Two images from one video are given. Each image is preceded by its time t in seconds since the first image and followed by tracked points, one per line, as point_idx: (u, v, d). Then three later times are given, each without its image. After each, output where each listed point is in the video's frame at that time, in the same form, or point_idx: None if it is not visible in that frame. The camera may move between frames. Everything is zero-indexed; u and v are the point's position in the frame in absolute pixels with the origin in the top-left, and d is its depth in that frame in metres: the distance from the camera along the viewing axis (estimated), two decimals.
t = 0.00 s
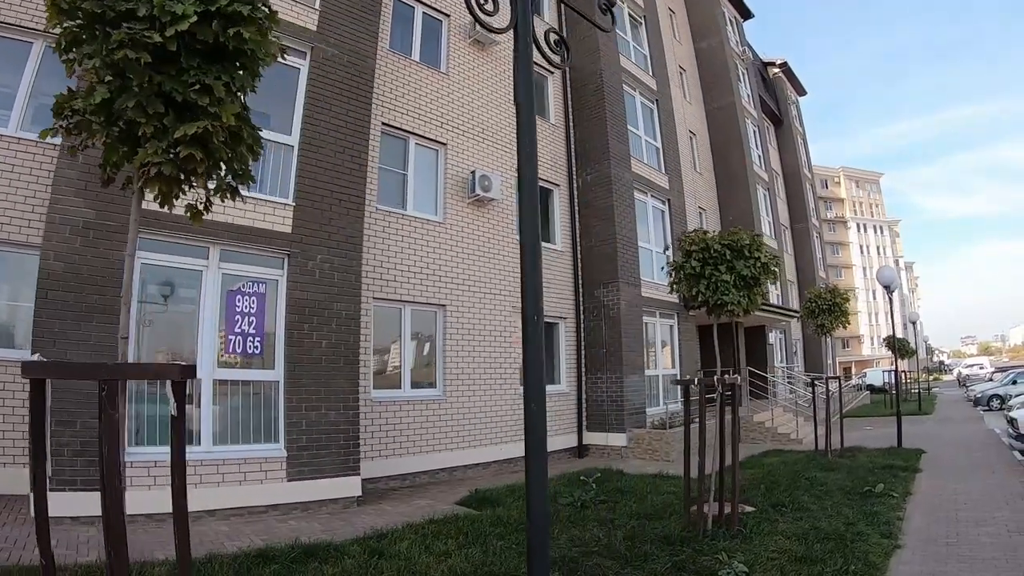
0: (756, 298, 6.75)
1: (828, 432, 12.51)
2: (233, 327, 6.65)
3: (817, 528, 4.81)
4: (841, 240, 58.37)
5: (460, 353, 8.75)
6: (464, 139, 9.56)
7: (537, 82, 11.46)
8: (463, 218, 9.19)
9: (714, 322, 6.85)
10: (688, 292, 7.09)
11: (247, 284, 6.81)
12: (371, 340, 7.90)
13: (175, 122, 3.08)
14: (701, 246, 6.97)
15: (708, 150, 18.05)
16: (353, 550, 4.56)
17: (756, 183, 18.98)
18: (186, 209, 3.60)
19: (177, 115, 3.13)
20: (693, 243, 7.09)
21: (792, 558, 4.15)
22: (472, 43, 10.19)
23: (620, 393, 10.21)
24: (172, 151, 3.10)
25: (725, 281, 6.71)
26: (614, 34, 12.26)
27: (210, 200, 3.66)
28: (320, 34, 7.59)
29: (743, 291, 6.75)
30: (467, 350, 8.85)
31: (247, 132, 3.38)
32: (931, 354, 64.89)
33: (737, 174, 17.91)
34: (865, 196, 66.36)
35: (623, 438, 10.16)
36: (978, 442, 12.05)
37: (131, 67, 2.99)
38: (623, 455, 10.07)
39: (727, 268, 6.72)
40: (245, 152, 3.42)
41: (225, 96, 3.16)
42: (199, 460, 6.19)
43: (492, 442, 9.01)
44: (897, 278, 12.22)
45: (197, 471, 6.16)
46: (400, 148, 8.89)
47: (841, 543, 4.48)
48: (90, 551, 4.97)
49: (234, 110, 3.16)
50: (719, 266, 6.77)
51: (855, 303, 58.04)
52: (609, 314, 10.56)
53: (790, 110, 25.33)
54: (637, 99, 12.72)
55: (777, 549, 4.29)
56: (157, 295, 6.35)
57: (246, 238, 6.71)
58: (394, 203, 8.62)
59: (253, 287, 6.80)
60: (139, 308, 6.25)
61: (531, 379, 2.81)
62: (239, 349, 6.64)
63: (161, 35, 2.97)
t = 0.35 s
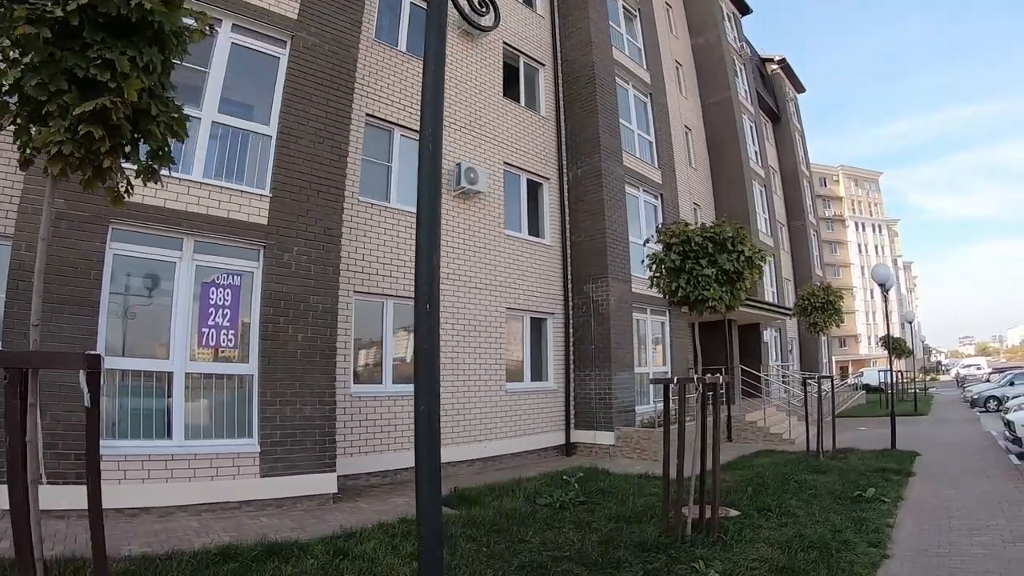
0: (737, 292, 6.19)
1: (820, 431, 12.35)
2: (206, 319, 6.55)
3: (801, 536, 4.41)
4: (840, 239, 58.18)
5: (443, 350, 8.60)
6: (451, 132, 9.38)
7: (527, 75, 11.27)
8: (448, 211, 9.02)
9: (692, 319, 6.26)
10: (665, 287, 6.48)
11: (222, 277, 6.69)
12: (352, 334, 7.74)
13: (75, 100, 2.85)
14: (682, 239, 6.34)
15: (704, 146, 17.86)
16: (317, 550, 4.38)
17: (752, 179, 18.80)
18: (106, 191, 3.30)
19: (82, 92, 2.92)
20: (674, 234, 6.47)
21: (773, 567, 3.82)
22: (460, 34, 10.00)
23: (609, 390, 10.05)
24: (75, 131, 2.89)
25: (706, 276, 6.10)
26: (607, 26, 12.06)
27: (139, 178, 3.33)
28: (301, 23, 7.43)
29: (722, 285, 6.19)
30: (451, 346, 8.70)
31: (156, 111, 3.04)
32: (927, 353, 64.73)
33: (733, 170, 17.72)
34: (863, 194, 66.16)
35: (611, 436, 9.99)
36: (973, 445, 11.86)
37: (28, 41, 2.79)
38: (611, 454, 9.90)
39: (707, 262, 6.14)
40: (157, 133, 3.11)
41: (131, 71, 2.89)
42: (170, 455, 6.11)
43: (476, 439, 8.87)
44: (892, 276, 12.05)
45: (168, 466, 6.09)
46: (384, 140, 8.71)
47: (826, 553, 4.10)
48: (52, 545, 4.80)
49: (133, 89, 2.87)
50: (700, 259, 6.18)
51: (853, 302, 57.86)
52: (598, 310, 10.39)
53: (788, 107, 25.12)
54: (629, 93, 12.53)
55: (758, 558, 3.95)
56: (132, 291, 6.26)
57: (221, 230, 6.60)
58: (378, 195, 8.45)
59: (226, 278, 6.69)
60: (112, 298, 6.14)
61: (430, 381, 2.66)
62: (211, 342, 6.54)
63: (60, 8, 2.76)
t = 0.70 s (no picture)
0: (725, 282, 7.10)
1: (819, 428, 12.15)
2: (187, 313, 6.43)
3: (791, 538, 4.25)
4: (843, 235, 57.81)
5: (433, 345, 8.46)
6: (440, 124, 9.20)
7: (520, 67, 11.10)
8: (438, 204, 8.87)
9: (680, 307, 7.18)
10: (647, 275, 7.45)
11: (203, 271, 6.56)
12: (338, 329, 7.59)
13: None
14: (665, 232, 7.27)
15: (703, 139, 17.64)
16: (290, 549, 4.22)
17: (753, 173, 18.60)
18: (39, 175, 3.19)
19: None
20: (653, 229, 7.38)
21: (759, 572, 3.64)
22: (450, 24, 9.82)
23: (602, 386, 9.88)
24: None
25: (691, 266, 7.03)
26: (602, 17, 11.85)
27: (70, 164, 3.17)
28: (285, 15, 7.33)
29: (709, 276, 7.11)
30: (440, 341, 8.56)
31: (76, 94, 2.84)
32: (930, 349, 64.37)
33: (732, 164, 17.49)
34: (866, 189, 65.70)
35: (606, 433, 9.82)
36: (976, 442, 11.64)
37: None
38: (606, 451, 9.72)
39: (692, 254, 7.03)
40: (78, 117, 2.93)
41: (44, 53, 2.70)
42: (150, 451, 6.04)
43: (466, 436, 8.72)
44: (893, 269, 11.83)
45: (148, 462, 6.02)
46: (372, 132, 8.56)
47: (816, 557, 3.93)
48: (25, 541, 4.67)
49: (45, 72, 2.69)
50: (686, 251, 7.13)
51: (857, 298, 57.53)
52: (593, 304, 10.22)
53: (790, 100, 24.83)
54: (625, 85, 12.34)
55: (744, 560, 3.81)
56: (124, 287, 6.22)
57: (201, 223, 6.48)
58: (365, 188, 8.30)
59: (209, 272, 6.58)
60: (92, 296, 6.05)
61: (300, 399, 2.42)
62: (192, 337, 6.42)
63: None
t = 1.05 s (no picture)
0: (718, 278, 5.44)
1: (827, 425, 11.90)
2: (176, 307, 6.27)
3: (787, 543, 4.08)
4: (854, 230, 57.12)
5: (430, 339, 8.34)
6: (438, 115, 9.05)
7: (521, 57, 10.93)
8: (436, 197, 8.73)
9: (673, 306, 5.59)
10: (637, 268, 5.75)
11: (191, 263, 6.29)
12: (332, 322, 7.49)
13: None
14: (656, 218, 5.50)
15: (709, 132, 17.40)
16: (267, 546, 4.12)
17: (761, 166, 18.33)
18: None
19: None
20: (646, 214, 5.60)
21: None
22: (450, 14, 9.60)
23: (603, 381, 9.72)
24: None
25: (680, 258, 5.32)
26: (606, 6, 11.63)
27: (14, 150, 3.25)
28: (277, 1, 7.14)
29: (702, 270, 5.39)
30: (438, 335, 8.43)
31: (8, 80, 2.75)
32: (944, 346, 63.52)
33: (740, 157, 17.21)
34: (878, 183, 64.93)
35: (606, 429, 9.65)
36: (987, 442, 11.35)
37: None
38: (606, 447, 9.55)
39: (682, 243, 5.34)
40: (14, 105, 2.90)
41: None
42: (137, 444, 6.10)
43: (464, 431, 8.59)
44: (901, 264, 11.55)
45: (137, 455, 6.09)
46: (369, 124, 8.44)
47: (812, 565, 3.75)
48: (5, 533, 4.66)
49: None
50: (674, 240, 5.38)
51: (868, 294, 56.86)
52: (594, 298, 10.04)
53: (799, 92, 24.43)
54: (629, 76, 12.11)
55: (735, 566, 3.66)
56: (122, 280, 6.35)
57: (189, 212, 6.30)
58: (361, 180, 8.19)
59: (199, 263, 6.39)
60: (83, 291, 6.15)
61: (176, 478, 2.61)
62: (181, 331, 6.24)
63: None
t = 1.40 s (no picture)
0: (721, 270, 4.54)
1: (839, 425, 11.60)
2: (164, 303, 6.29)
3: (795, 550, 3.87)
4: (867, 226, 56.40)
5: (429, 337, 8.18)
6: (437, 109, 8.89)
7: (523, 51, 10.75)
8: (435, 192, 8.56)
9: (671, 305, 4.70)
10: (631, 262, 4.81)
11: (181, 259, 6.42)
12: (328, 319, 7.36)
13: None
14: (651, 204, 4.60)
15: (716, 126, 17.13)
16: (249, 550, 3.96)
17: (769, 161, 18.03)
18: None
19: None
20: (639, 200, 4.70)
21: None
22: (449, 6, 9.41)
23: (607, 379, 9.51)
24: None
25: (678, 248, 4.43)
26: None
27: None
28: None
29: (704, 260, 4.48)
30: (437, 333, 8.27)
31: None
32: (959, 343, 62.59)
33: (747, 151, 16.92)
34: (888, 180, 64.22)
35: (611, 428, 9.44)
36: (1003, 441, 11.04)
37: None
38: (611, 447, 9.33)
39: (680, 231, 4.45)
40: None
41: None
42: (126, 442, 5.92)
43: (464, 431, 8.41)
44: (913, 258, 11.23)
45: (124, 454, 5.90)
46: (366, 118, 8.31)
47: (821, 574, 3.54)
48: None
49: None
50: (672, 228, 4.49)
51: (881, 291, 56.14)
52: (597, 294, 9.83)
53: (808, 87, 24.08)
54: (633, 69, 11.88)
55: None
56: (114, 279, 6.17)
57: (178, 209, 6.32)
58: (358, 174, 8.06)
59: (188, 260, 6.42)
60: (70, 286, 5.97)
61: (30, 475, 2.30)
62: (170, 327, 6.31)
63: None
